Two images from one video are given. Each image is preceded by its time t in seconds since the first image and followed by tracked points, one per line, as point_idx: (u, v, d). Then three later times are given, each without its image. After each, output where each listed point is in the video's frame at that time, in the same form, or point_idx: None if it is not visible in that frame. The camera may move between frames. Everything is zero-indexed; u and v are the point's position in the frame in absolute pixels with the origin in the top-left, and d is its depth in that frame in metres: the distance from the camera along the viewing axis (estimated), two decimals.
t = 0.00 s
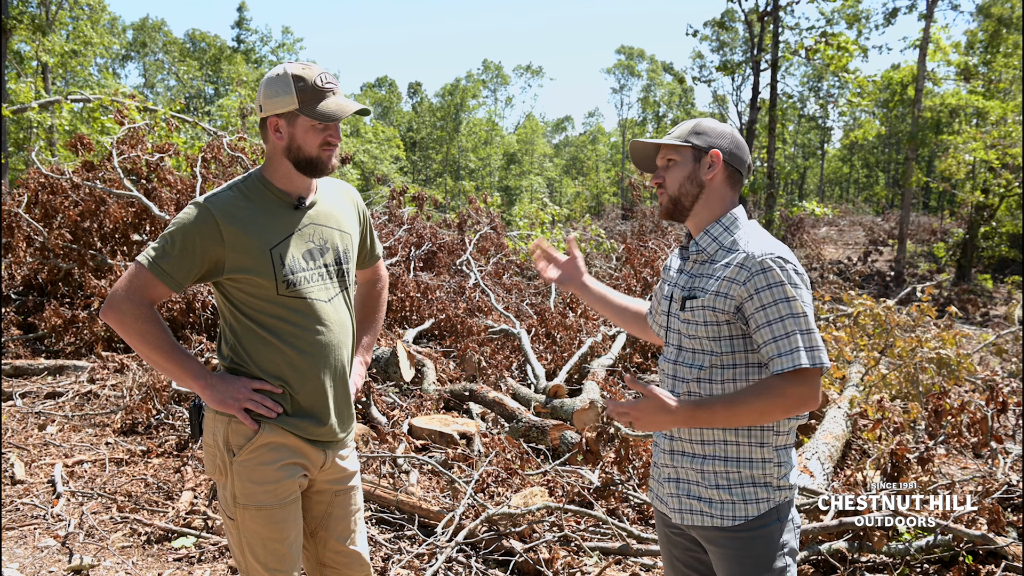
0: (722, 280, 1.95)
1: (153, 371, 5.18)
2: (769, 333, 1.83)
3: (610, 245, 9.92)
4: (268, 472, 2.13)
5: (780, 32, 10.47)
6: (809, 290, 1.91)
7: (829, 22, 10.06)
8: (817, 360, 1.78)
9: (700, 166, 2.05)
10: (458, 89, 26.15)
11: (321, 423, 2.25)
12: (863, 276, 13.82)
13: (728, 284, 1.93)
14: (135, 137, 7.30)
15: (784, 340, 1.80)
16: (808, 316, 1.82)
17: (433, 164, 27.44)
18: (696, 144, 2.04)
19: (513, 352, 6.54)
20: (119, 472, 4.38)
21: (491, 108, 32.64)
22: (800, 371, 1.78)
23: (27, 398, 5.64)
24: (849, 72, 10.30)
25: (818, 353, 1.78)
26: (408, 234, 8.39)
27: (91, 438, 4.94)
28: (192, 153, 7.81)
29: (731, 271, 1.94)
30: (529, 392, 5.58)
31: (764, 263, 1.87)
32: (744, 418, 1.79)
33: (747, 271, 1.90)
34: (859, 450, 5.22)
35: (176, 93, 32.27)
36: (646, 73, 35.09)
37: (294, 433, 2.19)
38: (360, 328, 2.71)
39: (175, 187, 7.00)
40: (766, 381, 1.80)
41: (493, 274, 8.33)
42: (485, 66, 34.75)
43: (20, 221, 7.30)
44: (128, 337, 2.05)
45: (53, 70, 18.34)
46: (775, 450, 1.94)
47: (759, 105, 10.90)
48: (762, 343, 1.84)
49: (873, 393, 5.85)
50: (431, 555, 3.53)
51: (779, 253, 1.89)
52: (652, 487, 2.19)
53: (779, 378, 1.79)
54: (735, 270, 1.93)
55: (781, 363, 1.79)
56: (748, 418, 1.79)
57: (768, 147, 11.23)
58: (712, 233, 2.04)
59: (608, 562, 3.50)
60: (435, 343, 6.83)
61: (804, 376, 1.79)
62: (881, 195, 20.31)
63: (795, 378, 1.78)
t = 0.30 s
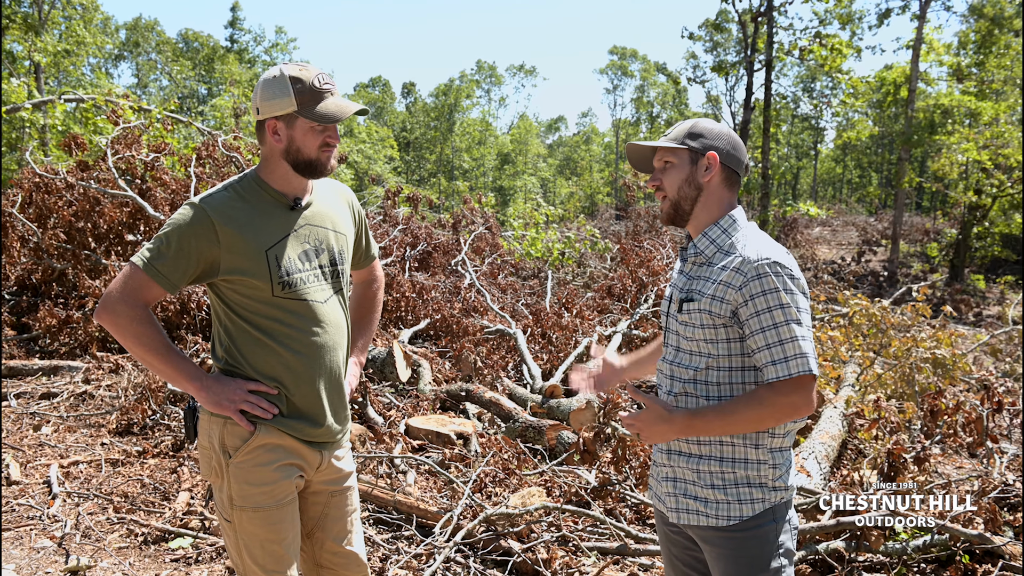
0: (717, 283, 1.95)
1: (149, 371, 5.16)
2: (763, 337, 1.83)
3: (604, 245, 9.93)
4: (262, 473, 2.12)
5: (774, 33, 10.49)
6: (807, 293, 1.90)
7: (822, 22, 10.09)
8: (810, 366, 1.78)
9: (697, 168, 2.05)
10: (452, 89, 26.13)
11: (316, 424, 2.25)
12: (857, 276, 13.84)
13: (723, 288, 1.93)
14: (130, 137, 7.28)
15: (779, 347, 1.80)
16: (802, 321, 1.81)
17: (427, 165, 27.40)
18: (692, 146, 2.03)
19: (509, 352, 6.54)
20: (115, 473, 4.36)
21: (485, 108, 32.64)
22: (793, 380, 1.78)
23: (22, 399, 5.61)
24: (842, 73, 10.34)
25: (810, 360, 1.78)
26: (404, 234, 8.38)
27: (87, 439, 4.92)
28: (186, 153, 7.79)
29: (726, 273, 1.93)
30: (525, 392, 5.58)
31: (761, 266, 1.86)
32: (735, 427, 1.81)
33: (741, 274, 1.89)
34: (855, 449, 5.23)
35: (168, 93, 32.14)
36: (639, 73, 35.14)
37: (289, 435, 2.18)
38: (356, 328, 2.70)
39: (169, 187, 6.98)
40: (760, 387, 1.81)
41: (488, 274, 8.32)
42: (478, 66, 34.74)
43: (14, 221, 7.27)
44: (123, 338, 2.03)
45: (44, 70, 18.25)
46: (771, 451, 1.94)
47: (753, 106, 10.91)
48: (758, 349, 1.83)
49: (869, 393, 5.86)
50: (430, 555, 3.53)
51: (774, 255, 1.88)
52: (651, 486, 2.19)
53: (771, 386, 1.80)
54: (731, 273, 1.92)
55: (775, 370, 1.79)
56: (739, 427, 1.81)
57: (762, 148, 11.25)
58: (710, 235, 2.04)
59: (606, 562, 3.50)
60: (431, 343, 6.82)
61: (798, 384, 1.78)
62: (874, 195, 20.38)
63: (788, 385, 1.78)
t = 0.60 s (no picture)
0: (732, 281, 1.94)
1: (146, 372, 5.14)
2: (783, 333, 1.82)
3: (600, 245, 9.93)
4: (264, 474, 2.11)
5: (770, 32, 10.49)
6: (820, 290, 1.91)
7: (817, 22, 10.09)
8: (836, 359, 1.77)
9: (708, 171, 2.05)
10: (447, 89, 26.10)
11: (314, 426, 2.24)
12: (852, 276, 13.86)
13: (740, 285, 1.92)
14: (125, 137, 7.25)
15: (802, 343, 1.79)
16: (823, 317, 1.81)
17: (422, 165, 27.39)
18: (702, 149, 2.03)
19: (507, 352, 6.53)
20: (113, 474, 4.34)
21: (481, 108, 32.66)
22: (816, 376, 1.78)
23: (19, 399, 5.59)
24: (836, 74, 10.35)
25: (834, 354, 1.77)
26: (400, 234, 8.37)
27: (83, 440, 4.90)
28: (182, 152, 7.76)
29: (741, 271, 1.93)
30: (522, 392, 5.58)
31: (777, 264, 1.86)
32: (770, 433, 1.78)
33: (759, 270, 1.88)
34: (853, 449, 5.23)
35: (163, 93, 32.07)
36: (634, 73, 35.18)
37: (289, 436, 2.18)
38: (352, 331, 2.70)
39: (165, 187, 6.96)
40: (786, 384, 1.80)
41: (485, 274, 8.32)
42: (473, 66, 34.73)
43: (9, 221, 7.24)
44: (120, 340, 2.02)
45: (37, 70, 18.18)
46: (784, 448, 1.95)
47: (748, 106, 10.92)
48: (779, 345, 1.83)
49: (866, 392, 5.87)
50: (429, 555, 3.52)
51: (790, 253, 1.88)
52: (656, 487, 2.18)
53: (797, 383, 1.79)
54: (747, 270, 1.91)
55: (798, 367, 1.79)
56: (774, 432, 1.78)
57: (758, 147, 11.25)
58: (721, 233, 2.04)
59: (606, 561, 3.50)
60: (427, 343, 6.81)
61: (823, 378, 1.77)
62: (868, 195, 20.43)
63: (812, 380, 1.78)
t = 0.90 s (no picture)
0: (766, 282, 1.94)
1: (144, 372, 5.13)
2: (813, 335, 1.85)
3: (598, 245, 9.93)
4: (269, 474, 2.11)
5: (767, 32, 10.48)
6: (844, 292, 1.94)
7: (815, 22, 10.08)
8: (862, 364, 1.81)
9: (736, 185, 2.05)
10: (445, 89, 26.07)
11: (320, 425, 2.24)
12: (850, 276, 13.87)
13: (774, 286, 1.93)
14: (123, 137, 7.24)
15: (832, 344, 1.81)
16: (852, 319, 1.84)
17: (420, 165, 27.37)
18: (731, 164, 2.02)
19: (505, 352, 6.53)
20: (112, 474, 4.34)
21: (479, 108, 32.65)
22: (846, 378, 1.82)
23: (17, 400, 5.58)
24: (834, 74, 10.35)
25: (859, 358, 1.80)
26: (399, 234, 8.37)
27: (82, 440, 4.89)
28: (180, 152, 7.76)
29: (773, 272, 1.94)
30: (522, 392, 5.57)
31: (813, 267, 1.87)
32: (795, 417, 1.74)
33: (794, 273, 1.90)
34: (852, 448, 5.23)
35: (160, 93, 32.02)
36: (631, 73, 35.20)
37: (295, 436, 2.17)
38: (356, 331, 2.69)
39: (163, 187, 6.95)
40: (807, 380, 1.81)
41: (484, 274, 8.32)
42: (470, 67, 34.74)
43: (7, 221, 7.22)
44: (126, 337, 2.02)
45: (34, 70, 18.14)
46: (801, 448, 1.95)
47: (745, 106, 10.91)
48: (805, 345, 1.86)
49: (865, 391, 5.87)
50: (430, 555, 3.52)
51: (822, 256, 1.90)
52: (666, 487, 2.18)
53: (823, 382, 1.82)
54: (782, 272, 1.92)
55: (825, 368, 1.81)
56: (801, 413, 1.74)
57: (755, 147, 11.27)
58: (747, 235, 2.03)
59: (607, 561, 3.50)
60: (426, 343, 6.81)
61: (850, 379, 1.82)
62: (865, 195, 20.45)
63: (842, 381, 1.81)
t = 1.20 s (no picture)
0: (783, 286, 1.94)
1: (144, 372, 5.12)
2: (830, 339, 1.88)
3: (597, 245, 9.94)
4: (278, 473, 2.11)
5: (765, 32, 10.48)
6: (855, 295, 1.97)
7: (813, 23, 10.08)
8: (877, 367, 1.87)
9: (748, 187, 2.05)
10: (443, 89, 26.06)
11: (329, 424, 2.23)
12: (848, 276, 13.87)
13: (790, 291, 1.93)
14: (121, 137, 7.24)
15: (849, 349, 1.85)
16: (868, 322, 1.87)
17: (418, 165, 27.34)
18: (743, 166, 2.02)
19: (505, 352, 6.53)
20: (112, 474, 4.33)
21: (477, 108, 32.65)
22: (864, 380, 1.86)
23: (16, 400, 5.57)
24: (831, 74, 10.35)
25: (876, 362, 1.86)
26: (398, 235, 8.37)
27: (82, 441, 4.89)
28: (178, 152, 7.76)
29: (788, 275, 1.95)
30: (522, 392, 5.57)
31: (831, 271, 1.89)
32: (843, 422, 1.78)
33: (811, 277, 1.91)
34: (852, 448, 5.23)
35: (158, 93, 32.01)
36: (629, 73, 35.23)
37: (303, 434, 2.17)
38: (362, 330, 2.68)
39: (162, 187, 6.95)
40: (842, 389, 1.83)
41: (483, 273, 8.32)
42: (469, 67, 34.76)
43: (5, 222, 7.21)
44: (135, 337, 2.01)
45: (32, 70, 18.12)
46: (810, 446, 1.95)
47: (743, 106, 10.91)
48: (826, 350, 1.88)
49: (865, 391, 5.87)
50: (431, 556, 3.52)
51: (836, 259, 1.92)
52: (672, 490, 2.17)
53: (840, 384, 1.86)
54: (799, 276, 1.93)
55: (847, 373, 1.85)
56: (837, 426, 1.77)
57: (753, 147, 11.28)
58: (757, 238, 2.03)
59: (608, 562, 3.49)
60: (425, 344, 6.81)
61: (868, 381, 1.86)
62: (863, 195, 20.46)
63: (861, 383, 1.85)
